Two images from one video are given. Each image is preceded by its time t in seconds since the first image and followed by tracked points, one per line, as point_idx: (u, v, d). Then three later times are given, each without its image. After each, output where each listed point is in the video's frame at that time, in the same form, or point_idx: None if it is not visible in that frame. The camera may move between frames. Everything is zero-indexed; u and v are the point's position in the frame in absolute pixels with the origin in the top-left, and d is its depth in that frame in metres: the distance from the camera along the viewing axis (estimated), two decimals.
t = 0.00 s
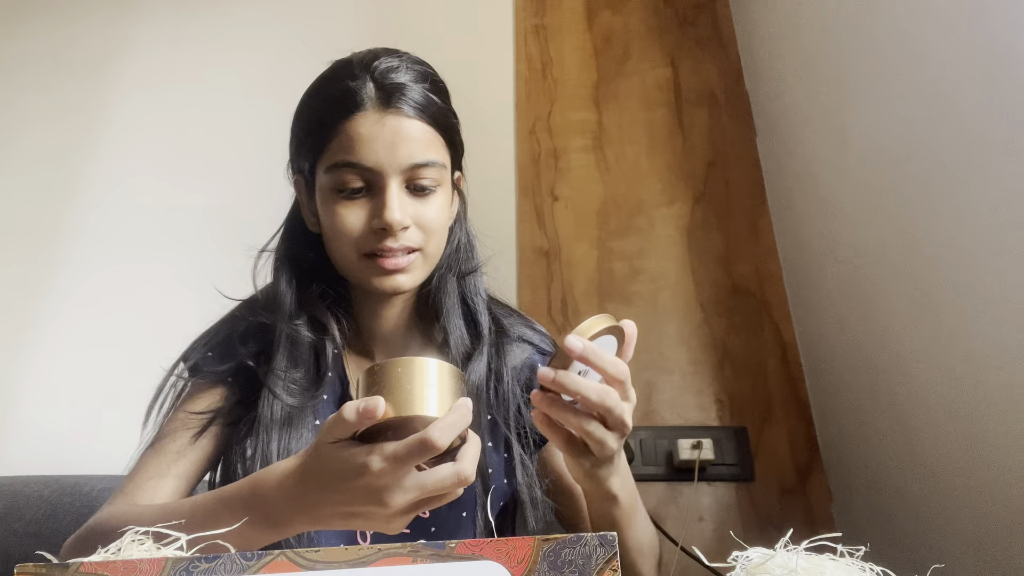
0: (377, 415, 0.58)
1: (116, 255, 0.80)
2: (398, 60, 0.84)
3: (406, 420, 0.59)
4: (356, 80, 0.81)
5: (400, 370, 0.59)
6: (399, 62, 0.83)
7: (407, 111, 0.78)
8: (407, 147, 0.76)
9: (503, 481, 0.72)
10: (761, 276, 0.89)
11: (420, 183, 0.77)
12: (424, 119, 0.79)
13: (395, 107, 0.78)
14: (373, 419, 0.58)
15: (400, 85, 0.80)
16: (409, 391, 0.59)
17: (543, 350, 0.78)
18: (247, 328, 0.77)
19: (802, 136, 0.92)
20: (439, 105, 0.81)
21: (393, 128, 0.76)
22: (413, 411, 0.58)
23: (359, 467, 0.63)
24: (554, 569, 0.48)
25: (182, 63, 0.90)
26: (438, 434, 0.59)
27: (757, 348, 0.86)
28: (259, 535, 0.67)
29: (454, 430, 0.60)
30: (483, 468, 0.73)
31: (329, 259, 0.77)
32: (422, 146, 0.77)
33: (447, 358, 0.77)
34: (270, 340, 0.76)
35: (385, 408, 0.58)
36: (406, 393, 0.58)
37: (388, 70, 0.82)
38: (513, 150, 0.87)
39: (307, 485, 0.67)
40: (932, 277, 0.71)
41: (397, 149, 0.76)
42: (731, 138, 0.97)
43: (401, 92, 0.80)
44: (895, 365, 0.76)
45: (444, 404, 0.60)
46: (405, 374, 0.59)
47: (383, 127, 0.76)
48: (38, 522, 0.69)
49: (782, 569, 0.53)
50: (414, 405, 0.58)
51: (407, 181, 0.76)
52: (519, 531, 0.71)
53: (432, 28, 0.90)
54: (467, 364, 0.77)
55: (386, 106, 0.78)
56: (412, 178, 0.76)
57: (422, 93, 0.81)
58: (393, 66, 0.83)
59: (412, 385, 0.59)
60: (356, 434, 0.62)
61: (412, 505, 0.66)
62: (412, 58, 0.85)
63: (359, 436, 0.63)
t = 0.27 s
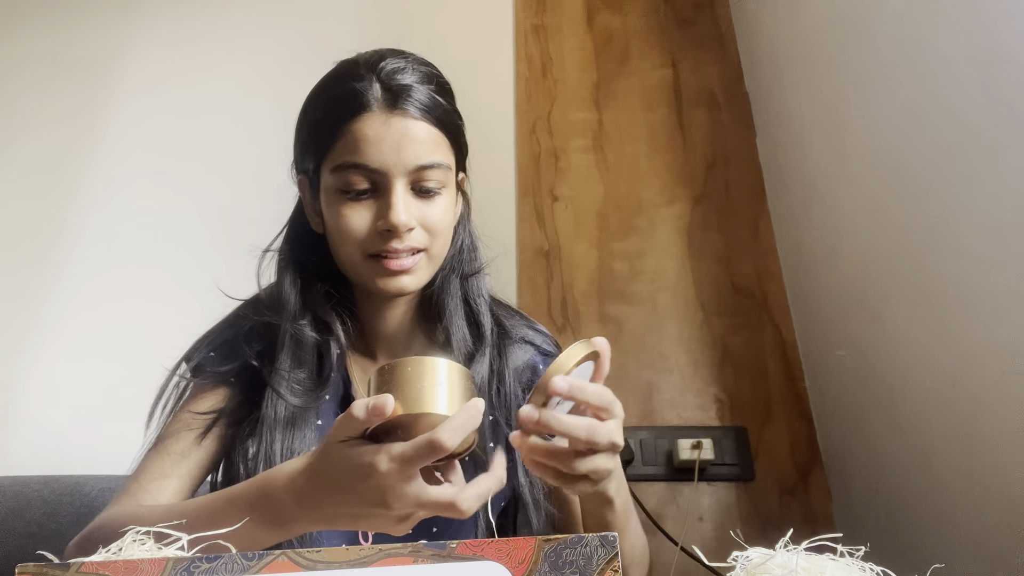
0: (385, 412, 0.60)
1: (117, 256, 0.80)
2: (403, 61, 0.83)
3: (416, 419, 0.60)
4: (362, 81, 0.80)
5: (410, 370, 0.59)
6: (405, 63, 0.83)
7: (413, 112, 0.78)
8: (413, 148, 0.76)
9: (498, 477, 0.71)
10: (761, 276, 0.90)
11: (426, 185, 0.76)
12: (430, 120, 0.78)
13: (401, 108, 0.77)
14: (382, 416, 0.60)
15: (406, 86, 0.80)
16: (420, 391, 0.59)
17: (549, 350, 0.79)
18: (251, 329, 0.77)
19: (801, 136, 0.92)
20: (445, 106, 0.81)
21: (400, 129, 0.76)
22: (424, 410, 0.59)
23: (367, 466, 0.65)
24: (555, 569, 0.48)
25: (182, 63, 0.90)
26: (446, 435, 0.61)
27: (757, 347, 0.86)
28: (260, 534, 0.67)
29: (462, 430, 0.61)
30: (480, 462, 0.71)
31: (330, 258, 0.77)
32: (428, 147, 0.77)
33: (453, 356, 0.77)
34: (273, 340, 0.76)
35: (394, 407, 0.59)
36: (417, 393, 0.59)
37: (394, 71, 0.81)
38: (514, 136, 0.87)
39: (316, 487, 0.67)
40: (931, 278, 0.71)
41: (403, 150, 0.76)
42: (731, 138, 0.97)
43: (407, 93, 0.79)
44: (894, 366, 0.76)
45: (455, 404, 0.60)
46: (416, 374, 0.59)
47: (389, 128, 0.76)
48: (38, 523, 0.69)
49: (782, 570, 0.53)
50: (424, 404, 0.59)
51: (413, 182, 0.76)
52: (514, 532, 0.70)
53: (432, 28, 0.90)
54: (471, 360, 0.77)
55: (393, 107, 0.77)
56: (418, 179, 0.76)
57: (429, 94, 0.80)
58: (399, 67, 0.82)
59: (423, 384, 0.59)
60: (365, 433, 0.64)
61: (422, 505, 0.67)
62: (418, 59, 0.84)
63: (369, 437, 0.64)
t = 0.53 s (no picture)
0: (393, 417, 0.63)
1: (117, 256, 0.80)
2: (405, 61, 0.84)
3: (425, 421, 0.62)
4: (363, 80, 0.80)
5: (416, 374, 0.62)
6: (407, 63, 0.83)
7: (414, 112, 0.78)
8: (414, 148, 0.76)
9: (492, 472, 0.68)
10: (761, 276, 0.90)
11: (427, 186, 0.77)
12: (431, 120, 0.78)
13: (402, 109, 0.78)
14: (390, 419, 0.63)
15: (408, 86, 0.80)
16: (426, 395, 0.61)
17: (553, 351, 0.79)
18: (252, 329, 0.77)
19: (801, 136, 0.92)
20: (446, 106, 0.81)
21: (401, 130, 0.76)
22: (429, 416, 0.61)
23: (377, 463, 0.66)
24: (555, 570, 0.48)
25: (183, 63, 0.90)
26: (452, 438, 0.62)
27: (757, 347, 0.86)
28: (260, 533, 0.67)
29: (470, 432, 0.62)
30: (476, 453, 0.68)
31: (331, 259, 0.77)
32: (429, 147, 0.77)
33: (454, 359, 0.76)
34: (274, 341, 0.76)
35: (399, 410, 0.62)
36: (423, 397, 0.61)
37: (396, 71, 0.82)
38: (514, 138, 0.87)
39: (319, 488, 0.68)
40: (931, 278, 0.71)
41: (404, 150, 0.76)
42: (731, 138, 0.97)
43: (408, 93, 0.80)
44: (894, 366, 0.76)
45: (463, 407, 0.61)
46: (423, 378, 0.62)
47: (391, 128, 0.76)
48: (38, 522, 0.69)
49: (782, 569, 0.53)
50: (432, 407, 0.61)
51: (414, 183, 0.76)
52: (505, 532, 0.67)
53: (432, 27, 0.90)
54: (472, 360, 0.76)
55: (394, 107, 0.78)
56: (419, 180, 0.76)
57: (430, 94, 0.81)
58: (401, 67, 0.83)
59: (430, 389, 0.61)
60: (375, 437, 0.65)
61: (431, 506, 0.66)
62: (419, 59, 0.85)
63: (377, 442, 0.66)
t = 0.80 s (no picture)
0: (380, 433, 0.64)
1: (117, 256, 0.80)
2: (403, 51, 0.86)
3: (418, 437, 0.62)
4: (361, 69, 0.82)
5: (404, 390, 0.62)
6: (404, 53, 0.86)
7: (411, 93, 0.80)
8: (411, 127, 0.78)
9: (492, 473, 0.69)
10: (761, 276, 0.90)
11: (424, 167, 0.78)
12: (429, 101, 0.80)
13: (399, 89, 0.80)
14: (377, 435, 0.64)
15: (405, 71, 0.82)
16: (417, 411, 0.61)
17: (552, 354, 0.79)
18: (249, 331, 0.76)
19: (802, 137, 0.92)
20: (444, 91, 0.83)
21: (398, 108, 0.78)
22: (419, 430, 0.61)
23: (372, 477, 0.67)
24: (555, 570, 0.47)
25: (183, 63, 0.90)
26: (440, 457, 0.63)
27: (757, 347, 0.86)
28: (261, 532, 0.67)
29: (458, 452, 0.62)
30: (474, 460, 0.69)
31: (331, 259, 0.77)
32: (427, 127, 0.79)
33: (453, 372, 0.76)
34: (273, 341, 0.76)
35: (387, 424, 0.63)
36: (416, 412, 0.61)
37: (394, 59, 0.84)
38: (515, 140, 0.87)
39: (321, 487, 0.68)
40: (932, 277, 0.71)
41: (401, 128, 0.78)
42: (730, 137, 0.97)
43: (407, 77, 0.82)
44: (895, 365, 0.76)
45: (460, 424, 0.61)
46: (412, 393, 0.61)
47: (387, 107, 0.78)
48: (39, 523, 0.69)
49: (782, 569, 0.53)
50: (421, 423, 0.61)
51: (412, 163, 0.77)
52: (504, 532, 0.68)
53: (432, 27, 0.89)
54: (471, 374, 0.76)
55: (391, 88, 0.80)
56: (417, 159, 0.77)
57: (427, 79, 0.82)
58: (399, 56, 0.85)
59: (422, 403, 0.61)
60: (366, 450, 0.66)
61: (421, 522, 0.66)
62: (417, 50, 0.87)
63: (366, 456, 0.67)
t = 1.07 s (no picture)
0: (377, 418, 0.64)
1: (117, 255, 0.80)
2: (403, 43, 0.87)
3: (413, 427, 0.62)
4: (360, 59, 0.84)
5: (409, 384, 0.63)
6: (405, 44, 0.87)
7: (411, 78, 0.81)
8: (409, 108, 0.79)
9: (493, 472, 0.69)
10: (761, 276, 0.90)
11: (422, 146, 0.78)
12: (427, 86, 0.81)
13: (398, 74, 0.81)
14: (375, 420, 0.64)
15: (405, 59, 0.83)
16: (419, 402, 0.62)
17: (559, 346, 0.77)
18: (249, 326, 0.77)
19: (802, 136, 0.92)
20: (443, 78, 0.84)
21: (395, 90, 0.79)
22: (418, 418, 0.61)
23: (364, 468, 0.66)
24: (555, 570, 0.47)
25: (183, 63, 0.90)
26: (427, 445, 0.62)
27: (757, 348, 0.86)
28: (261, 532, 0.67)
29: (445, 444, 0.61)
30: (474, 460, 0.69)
31: (331, 258, 0.77)
32: (425, 110, 0.79)
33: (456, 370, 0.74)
34: (275, 335, 0.76)
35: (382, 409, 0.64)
36: (415, 403, 0.62)
37: (394, 49, 0.85)
38: (514, 142, 0.87)
39: (321, 486, 0.68)
40: (932, 277, 0.71)
41: (399, 108, 0.78)
42: (730, 138, 0.97)
43: (407, 64, 0.83)
44: (895, 365, 0.76)
45: (454, 417, 0.61)
46: (416, 385, 0.62)
47: (385, 89, 0.79)
48: (39, 522, 0.69)
49: (783, 570, 0.53)
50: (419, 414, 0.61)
51: (410, 142, 0.77)
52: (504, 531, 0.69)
53: (432, 26, 0.89)
54: (471, 373, 0.73)
55: (389, 73, 0.81)
56: (415, 138, 0.78)
57: (427, 66, 0.83)
58: (399, 46, 0.86)
59: (425, 395, 0.62)
60: (361, 437, 0.66)
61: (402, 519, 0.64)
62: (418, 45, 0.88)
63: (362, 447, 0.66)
